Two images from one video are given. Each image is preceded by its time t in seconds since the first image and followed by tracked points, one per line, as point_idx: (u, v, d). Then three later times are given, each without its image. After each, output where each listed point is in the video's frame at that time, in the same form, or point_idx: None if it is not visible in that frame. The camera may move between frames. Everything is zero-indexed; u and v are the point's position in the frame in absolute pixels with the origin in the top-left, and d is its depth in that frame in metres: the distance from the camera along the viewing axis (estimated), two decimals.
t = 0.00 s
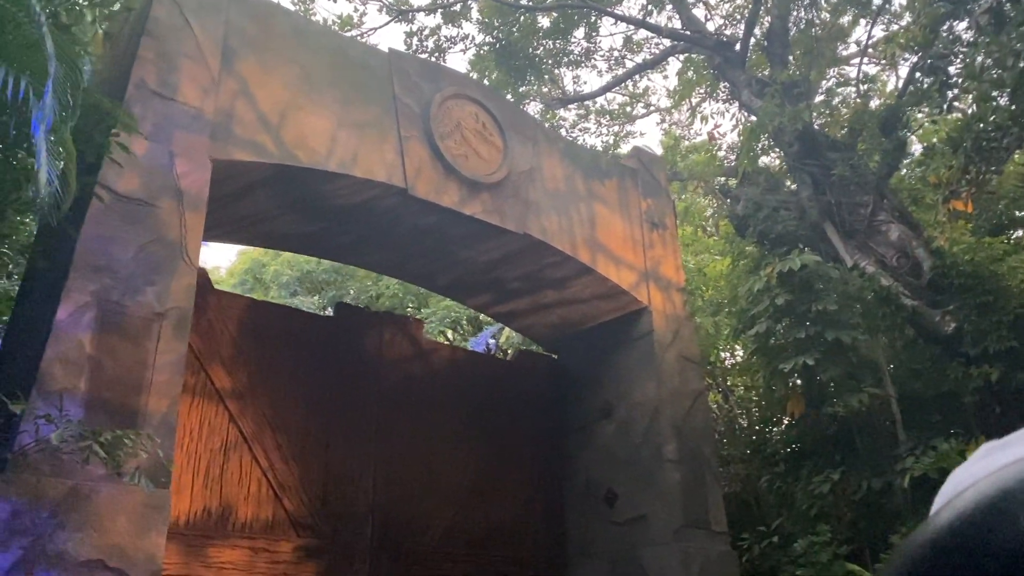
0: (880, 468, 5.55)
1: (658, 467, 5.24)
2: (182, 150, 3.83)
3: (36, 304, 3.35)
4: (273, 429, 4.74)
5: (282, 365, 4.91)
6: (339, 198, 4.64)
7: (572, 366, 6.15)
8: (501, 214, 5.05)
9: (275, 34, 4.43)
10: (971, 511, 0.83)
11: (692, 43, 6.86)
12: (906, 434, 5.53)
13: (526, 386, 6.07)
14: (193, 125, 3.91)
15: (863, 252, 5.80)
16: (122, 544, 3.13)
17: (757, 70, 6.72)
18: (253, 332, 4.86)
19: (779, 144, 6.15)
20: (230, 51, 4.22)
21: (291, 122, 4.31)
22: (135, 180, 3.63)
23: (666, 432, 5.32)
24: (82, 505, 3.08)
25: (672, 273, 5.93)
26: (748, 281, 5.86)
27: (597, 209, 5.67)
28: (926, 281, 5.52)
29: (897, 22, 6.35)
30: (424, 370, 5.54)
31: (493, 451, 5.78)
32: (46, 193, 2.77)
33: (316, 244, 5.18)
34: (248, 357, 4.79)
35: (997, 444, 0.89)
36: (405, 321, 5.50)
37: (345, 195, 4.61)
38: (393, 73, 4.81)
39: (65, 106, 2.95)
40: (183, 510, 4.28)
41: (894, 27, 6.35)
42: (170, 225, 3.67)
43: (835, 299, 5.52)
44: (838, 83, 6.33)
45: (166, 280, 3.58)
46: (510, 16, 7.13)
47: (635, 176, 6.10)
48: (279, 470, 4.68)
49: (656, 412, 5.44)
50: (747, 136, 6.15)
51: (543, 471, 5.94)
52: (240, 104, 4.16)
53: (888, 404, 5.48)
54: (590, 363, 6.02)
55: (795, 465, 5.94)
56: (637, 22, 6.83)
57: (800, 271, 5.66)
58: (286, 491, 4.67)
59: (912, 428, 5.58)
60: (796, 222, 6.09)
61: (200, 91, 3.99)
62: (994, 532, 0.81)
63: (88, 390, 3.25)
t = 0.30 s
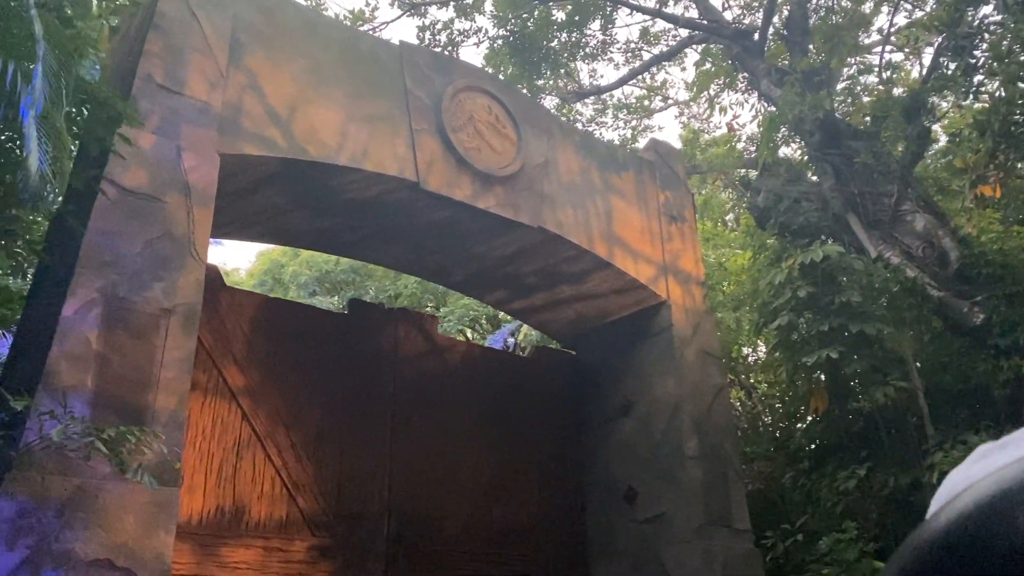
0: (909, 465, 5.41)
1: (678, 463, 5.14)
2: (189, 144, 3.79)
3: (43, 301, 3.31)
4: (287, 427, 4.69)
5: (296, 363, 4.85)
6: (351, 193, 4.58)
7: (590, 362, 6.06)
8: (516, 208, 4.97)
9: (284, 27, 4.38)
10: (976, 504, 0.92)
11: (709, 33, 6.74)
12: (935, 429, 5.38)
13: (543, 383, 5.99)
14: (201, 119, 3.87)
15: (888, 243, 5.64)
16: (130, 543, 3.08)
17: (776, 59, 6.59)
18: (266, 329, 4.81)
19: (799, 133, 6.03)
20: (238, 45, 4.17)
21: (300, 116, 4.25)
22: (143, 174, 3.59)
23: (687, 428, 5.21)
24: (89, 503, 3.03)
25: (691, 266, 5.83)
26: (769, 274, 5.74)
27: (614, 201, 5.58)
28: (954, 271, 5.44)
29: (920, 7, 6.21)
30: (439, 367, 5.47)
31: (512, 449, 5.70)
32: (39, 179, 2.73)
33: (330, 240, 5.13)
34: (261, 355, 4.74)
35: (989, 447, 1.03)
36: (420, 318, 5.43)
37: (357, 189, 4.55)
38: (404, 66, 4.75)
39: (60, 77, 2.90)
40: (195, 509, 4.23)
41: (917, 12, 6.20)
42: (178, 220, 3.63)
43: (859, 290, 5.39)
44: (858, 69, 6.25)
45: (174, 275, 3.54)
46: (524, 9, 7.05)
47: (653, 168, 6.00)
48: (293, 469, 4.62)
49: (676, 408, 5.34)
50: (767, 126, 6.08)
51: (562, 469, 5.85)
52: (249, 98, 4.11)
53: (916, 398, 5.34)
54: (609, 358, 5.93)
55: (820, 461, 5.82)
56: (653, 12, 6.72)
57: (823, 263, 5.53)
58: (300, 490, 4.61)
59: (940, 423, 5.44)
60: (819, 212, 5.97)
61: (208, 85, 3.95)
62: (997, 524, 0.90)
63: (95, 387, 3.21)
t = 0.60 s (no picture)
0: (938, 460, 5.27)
1: (700, 460, 5.04)
2: (198, 138, 3.74)
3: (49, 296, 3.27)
4: (301, 425, 4.63)
5: (310, 360, 4.80)
6: (363, 186, 4.52)
7: (610, 357, 5.97)
8: (530, 200, 4.89)
9: (293, 20, 4.32)
10: (973, 511, 1.08)
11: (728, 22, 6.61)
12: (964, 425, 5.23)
13: (561, 380, 5.91)
14: (209, 112, 3.82)
15: (916, 233, 5.33)
16: (139, 541, 3.03)
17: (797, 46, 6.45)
18: (279, 326, 4.76)
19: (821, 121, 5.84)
20: (247, 38, 4.12)
21: (310, 108, 4.19)
22: (150, 169, 3.54)
23: (708, 424, 5.11)
24: (97, 501, 2.99)
25: (711, 258, 5.71)
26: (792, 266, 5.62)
27: (631, 194, 5.49)
28: (984, 260, 5.05)
29: None
30: (455, 364, 5.40)
31: (530, 447, 5.62)
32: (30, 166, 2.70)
33: (343, 236, 5.07)
34: (275, 352, 4.69)
35: (984, 450, 1.23)
36: (436, 314, 5.38)
37: (369, 183, 4.49)
38: (416, 58, 4.68)
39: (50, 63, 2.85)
40: (209, 509, 4.19)
41: None
42: (186, 215, 3.58)
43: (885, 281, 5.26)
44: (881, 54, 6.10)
45: (182, 270, 3.49)
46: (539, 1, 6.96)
47: (671, 160, 5.90)
48: (308, 468, 4.57)
49: (697, 403, 5.23)
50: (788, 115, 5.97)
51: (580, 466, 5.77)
52: (258, 91, 4.06)
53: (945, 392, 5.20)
54: (628, 354, 5.83)
55: (845, 457, 5.70)
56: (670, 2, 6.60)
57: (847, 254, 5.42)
58: (315, 489, 4.55)
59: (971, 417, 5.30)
60: (842, 202, 5.82)
61: (216, 78, 3.90)
62: (990, 529, 1.06)
63: (103, 384, 3.16)
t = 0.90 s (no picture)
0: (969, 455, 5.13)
1: (723, 456, 4.94)
2: (207, 133, 3.69)
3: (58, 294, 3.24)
4: (317, 423, 4.59)
5: (324, 357, 4.75)
6: (376, 181, 4.46)
7: (630, 353, 5.88)
8: (546, 193, 4.81)
9: (303, 13, 4.27)
10: (969, 515, 0.85)
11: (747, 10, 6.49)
12: (996, 418, 5.09)
13: (581, 376, 5.82)
14: (218, 107, 3.78)
15: (945, 222, 5.24)
16: (149, 541, 2.99)
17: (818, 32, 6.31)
18: (294, 324, 4.72)
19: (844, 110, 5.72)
20: (256, 32, 4.07)
21: (320, 102, 4.14)
22: (158, 165, 3.50)
23: (731, 419, 5.00)
24: (106, 500, 2.95)
25: (732, 251, 5.60)
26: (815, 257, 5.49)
27: (650, 186, 5.39)
28: (1015, 248, 4.93)
29: None
30: (472, 360, 5.34)
31: (550, 445, 5.54)
32: (23, 158, 2.73)
33: (358, 231, 5.03)
34: (289, 350, 4.65)
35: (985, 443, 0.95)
36: (452, 311, 5.31)
37: (381, 177, 4.43)
38: (428, 50, 4.61)
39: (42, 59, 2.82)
40: (224, 508, 4.15)
41: None
42: (196, 211, 3.54)
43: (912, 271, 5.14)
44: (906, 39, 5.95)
45: (192, 266, 3.45)
46: None
47: (690, 151, 5.79)
48: (323, 466, 4.52)
49: (719, 398, 5.13)
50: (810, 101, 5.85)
51: (601, 463, 5.68)
52: (268, 86, 4.01)
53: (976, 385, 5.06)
54: (648, 349, 5.73)
55: (873, 453, 5.57)
56: None
57: (872, 245, 5.29)
58: (331, 487, 4.50)
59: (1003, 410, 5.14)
60: (867, 191, 5.68)
61: (226, 73, 3.86)
62: (987, 535, 0.83)
63: (111, 381, 3.13)
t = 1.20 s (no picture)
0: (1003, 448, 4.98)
1: (747, 452, 4.83)
2: (216, 127, 3.65)
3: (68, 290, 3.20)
4: (332, 420, 4.53)
5: (340, 354, 4.70)
6: (390, 174, 4.40)
7: (651, 347, 5.77)
8: (563, 185, 4.72)
9: (313, 5, 4.22)
10: (969, 510, 0.93)
11: None
12: None
13: (601, 371, 5.73)
14: (228, 100, 3.73)
15: (973, 209, 5.14)
16: (160, 540, 2.94)
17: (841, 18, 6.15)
18: (309, 320, 4.67)
19: (869, 96, 5.59)
20: (266, 25, 4.03)
21: (331, 95, 4.09)
22: (167, 159, 3.46)
23: (755, 413, 4.89)
24: (117, 498, 2.91)
25: (754, 242, 5.49)
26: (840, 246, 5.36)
27: (669, 176, 5.28)
28: None
29: None
30: (490, 356, 5.27)
31: (569, 441, 5.45)
32: (14, 144, 2.82)
33: (373, 226, 4.97)
34: (304, 347, 4.60)
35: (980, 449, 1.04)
36: (469, 306, 5.24)
37: (395, 171, 4.37)
38: (440, 41, 4.54)
39: (30, 47, 2.87)
40: (240, 507, 4.11)
41: None
42: (206, 205, 3.49)
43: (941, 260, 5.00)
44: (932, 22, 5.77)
45: (202, 261, 3.40)
46: None
47: (710, 140, 5.68)
48: (340, 464, 4.47)
49: (743, 392, 5.02)
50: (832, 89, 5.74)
51: (622, 460, 5.58)
52: (278, 79, 3.96)
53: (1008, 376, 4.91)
54: (670, 343, 5.63)
55: (903, 448, 5.43)
56: None
57: (898, 234, 5.14)
58: (347, 485, 4.45)
59: None
60: (893, 179, 5.54)
61: (235, 66, 3.81)
62: (984, 529, 0.91)
63: (121, 378, 3.09)
